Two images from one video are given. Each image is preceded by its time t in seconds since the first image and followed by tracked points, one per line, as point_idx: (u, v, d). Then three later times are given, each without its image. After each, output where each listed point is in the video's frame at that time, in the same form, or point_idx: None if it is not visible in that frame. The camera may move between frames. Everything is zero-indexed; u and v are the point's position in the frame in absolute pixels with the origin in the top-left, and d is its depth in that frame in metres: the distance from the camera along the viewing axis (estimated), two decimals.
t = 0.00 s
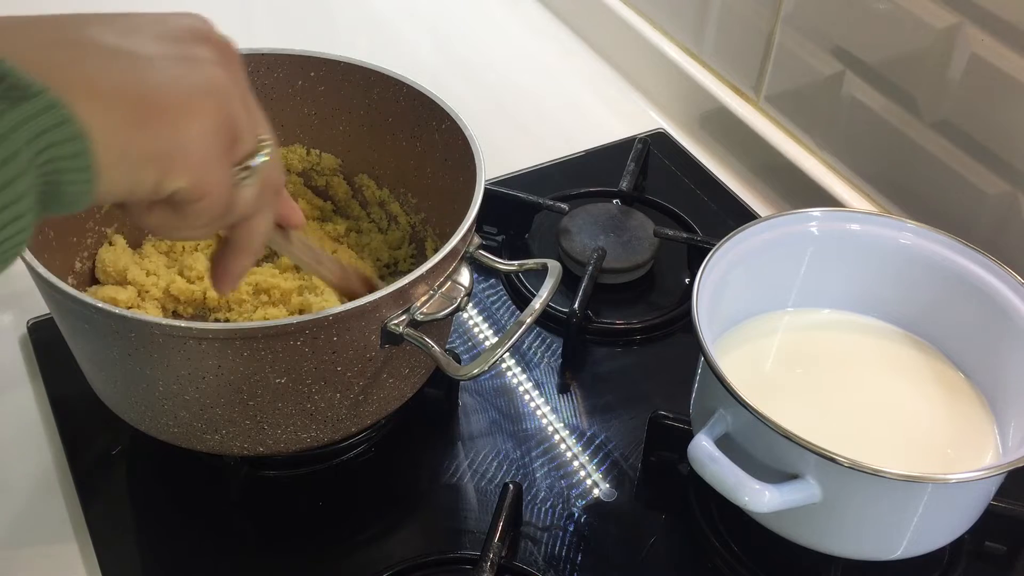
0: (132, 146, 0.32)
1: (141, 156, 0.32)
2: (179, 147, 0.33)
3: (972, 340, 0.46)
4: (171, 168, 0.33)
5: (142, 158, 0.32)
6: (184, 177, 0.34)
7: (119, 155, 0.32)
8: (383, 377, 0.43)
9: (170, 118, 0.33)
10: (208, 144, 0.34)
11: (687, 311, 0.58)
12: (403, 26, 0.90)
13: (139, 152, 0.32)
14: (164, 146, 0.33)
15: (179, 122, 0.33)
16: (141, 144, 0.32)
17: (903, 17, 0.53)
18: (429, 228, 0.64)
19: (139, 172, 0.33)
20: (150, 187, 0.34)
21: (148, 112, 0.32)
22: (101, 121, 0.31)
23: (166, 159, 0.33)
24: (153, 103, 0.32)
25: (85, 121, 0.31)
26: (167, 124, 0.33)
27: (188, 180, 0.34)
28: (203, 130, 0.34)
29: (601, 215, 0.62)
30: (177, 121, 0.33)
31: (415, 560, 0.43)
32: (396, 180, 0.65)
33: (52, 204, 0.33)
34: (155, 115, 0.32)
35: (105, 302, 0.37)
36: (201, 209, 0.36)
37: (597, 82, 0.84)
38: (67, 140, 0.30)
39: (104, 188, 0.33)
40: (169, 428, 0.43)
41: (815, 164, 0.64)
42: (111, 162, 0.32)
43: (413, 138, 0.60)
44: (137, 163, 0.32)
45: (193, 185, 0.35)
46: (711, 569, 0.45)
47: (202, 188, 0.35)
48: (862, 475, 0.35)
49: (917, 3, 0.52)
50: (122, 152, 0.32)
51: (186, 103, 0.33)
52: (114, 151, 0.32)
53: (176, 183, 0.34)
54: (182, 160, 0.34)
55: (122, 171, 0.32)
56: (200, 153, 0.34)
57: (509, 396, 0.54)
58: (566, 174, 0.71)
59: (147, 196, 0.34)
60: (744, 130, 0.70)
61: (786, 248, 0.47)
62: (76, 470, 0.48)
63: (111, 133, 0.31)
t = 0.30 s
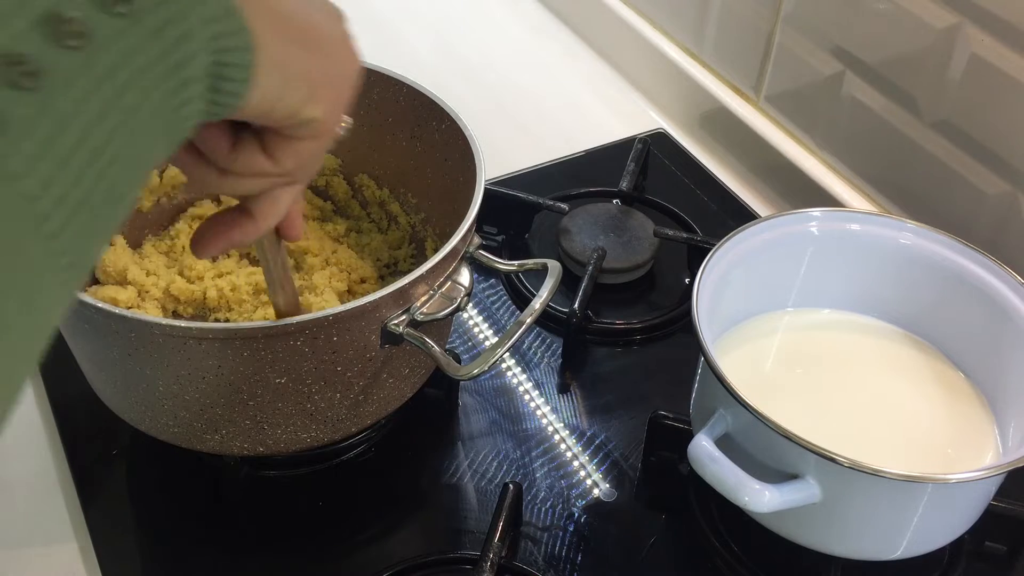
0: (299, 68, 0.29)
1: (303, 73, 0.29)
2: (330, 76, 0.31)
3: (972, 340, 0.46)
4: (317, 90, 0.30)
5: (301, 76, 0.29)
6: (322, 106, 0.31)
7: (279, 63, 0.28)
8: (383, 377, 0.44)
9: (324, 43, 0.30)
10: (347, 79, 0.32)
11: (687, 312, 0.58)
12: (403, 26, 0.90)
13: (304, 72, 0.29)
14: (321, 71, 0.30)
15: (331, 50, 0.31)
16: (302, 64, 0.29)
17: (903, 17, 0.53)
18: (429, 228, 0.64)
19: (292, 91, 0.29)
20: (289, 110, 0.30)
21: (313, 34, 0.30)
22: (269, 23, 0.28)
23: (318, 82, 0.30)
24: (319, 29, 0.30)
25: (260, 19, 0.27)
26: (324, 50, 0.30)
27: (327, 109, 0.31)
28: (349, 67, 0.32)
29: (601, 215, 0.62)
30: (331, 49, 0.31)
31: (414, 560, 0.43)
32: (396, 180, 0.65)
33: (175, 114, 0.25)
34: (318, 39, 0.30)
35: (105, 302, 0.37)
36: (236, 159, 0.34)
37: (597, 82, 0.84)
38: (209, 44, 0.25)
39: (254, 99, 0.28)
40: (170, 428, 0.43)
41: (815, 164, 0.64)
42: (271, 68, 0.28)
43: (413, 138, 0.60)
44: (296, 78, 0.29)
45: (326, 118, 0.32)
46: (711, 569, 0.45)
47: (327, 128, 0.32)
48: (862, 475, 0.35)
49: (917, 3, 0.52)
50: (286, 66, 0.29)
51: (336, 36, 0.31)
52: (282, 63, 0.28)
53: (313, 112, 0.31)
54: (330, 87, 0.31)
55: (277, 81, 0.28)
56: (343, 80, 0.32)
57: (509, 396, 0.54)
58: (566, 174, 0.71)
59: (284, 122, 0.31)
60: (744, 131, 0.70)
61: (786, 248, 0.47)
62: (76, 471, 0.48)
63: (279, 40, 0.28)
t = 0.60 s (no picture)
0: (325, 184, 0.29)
1: (324, 187, 0.29)
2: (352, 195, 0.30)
3: (972, 340, 0.46)
4: (337, 207, 0.30)
5: (320, 192, 0.29)
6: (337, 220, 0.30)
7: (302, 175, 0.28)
8: (383, 377, 0.43)
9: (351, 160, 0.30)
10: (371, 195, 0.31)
11: (687, 311, 0.58)
12: (403, 26, 0.90)
13: (326, 190, 0.29)
14: (343, 188, 0.30)
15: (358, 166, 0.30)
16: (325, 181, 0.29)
17: (903, 17, 0.53)
18: (428, 228, 0.64)
19: (312, 205, 0.29)
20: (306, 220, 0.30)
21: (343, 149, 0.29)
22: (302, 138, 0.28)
23: (340, 200, 0.30)
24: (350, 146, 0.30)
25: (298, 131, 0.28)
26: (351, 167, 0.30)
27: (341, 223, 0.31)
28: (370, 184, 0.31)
29: (601, 215, 0.62)
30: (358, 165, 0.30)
31: (415, 560, 0.43)
32: (396, 180, 0.65)
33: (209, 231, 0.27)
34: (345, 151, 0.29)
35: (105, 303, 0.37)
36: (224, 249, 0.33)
37: (597, 82, 0.84)
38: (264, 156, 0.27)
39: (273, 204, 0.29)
40: (170, 428, 0.43)
41: (815, 164, 0.64)
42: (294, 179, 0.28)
43: (413, 138, 0.60)
44: (318, 191, 0.29)
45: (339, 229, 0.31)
46: (711, 569, 0.45)
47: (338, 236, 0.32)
48: (862, 475, 0.35)
49: (917, 3, 0.52)
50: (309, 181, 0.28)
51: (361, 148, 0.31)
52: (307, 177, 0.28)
53: (327, 225, 0.30)
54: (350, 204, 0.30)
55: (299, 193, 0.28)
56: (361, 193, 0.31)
57: (509, 396, 0.54)
58: (566, 174, 0.71)
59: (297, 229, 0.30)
60: (743, 131, 0.70)
61: (786, 248, 0.48)
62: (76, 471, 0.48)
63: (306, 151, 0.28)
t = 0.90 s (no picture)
0: (143, 224, 0.37)
1: (141, 226, 0.37)
2: (176, 223, 0.39)
3: (973, 340, 0.46)
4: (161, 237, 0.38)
5: (140, 230, 0.37)
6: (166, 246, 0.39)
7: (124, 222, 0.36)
8: (382, 376, 0.43)
9: (165, 198, 0.38)
10: (189, 218, 0.40)
11: (687, 312, 0.58)
12: (404, 27, 0.90)
13: (149, 227, 0.37)
14: (162, 222, 0.38)
15: (171, 201, 0.38)
16: (147, 220, 0.37)
17: (903, 17, 0.53)
18: (428, 227, 0.63)
19: (136, 238, 0.37)
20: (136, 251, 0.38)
21: (159, 192, 0.37)
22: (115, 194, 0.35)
23: (162, 231, 0.38)
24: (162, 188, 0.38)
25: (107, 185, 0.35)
26: (163, 207, 0.38)
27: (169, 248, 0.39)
28: (188, 211, 0.39)
29: (601, 215, 0.62)
30: (172, 202, 0.38)
31: (415, 560, 0.43)
32: (396, 180, 0.65)
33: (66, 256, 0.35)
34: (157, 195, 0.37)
35: (102, 303, 0.37)
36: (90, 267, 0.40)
37: (597, 82, 0.84)
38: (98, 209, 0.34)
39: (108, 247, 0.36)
40: (168, 428, 0.43)
41: (815, 164, 0.64)
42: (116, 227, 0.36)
43: (411, 138, 0.60)
44: (137, 231, 0.37)
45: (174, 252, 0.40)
46: (711, 569, 0.45)
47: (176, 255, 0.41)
48: (862, 475, 0.35)
49: (916, 3, 0.52)
50: (133, 224, 0.37)
51: (177, 186, 0.39)
52: (128, 223, 0.36)
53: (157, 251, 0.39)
54: (173, 230, 0.39)
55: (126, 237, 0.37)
56: (179, 221, 0.39)
57: (509, 396, 0.54)
58: (567, 174, 0.71)
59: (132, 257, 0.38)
60: (743, 131, 0.70)
61: (786, 249, 0.48)
62: (76, 470, 0.48)
63: (123, 203, 0.36)
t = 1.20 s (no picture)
0: (103, 278, 0.37)
1: (104, 276, 0.37)
2: (134, 282, 0.38)
3: (973, 340, 0.46)
4: (120, 294, 0.38)
5: (99, 285, 0.37)
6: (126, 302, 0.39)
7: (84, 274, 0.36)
8: (386, 377, 0.43)
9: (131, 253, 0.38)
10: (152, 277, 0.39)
11: (687, 312, 0.58)
12: (404, 26, 0.90)
13: (109, 282, 0.37)
14: (120, 279, 0.38)
15: (137, 257, 0.38)
16: (107, 274, 0.37)
17: (903, 17, 0.53)
18: (429, 228, 0.64)
19: (95, 292, 0.37)
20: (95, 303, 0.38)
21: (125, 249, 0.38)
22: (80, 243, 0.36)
23: (121, 288, 0.38)
24: (130, 244, 0.38)
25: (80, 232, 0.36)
26: (128, 262, 0.38)
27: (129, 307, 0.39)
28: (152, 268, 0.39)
29: (601, 215, 0.62)
30: (137, 259, 0.38)
31: (415, 560, 0.43)
32: (396, 180, 0.65)
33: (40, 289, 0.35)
34: (123, 250, 0.38)
35: (109, 304, 0.37)
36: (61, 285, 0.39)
37: (597, 82, 0.84)
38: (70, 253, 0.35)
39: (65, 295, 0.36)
40: (172, 429, 0.43)
41: (815, 164, 0.64)
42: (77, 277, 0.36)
43: (413, 138, 0.60)
44: (99, 279, 0.37)
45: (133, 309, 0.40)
46: (711, 569, 0.45)
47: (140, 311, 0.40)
48: (862, 475, 0.35)
49: (916, 2, 0.52)
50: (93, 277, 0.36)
51: (145, 243, 0.39)
52: (89, 275, 0.36)
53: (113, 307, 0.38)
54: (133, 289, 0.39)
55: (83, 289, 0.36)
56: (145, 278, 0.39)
57: (509, 396, 0.54)
58: (566, 174, 0.71)
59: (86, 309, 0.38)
60: (743, 131, 0.70)
61: (787, 248, 0.48)
62: (76, 470, 0.48)
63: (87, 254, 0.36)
